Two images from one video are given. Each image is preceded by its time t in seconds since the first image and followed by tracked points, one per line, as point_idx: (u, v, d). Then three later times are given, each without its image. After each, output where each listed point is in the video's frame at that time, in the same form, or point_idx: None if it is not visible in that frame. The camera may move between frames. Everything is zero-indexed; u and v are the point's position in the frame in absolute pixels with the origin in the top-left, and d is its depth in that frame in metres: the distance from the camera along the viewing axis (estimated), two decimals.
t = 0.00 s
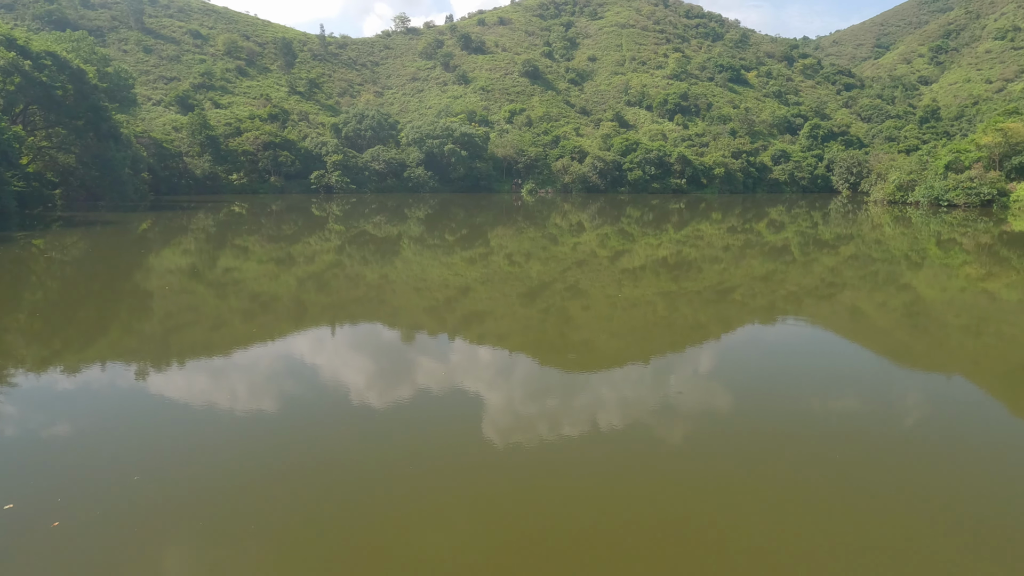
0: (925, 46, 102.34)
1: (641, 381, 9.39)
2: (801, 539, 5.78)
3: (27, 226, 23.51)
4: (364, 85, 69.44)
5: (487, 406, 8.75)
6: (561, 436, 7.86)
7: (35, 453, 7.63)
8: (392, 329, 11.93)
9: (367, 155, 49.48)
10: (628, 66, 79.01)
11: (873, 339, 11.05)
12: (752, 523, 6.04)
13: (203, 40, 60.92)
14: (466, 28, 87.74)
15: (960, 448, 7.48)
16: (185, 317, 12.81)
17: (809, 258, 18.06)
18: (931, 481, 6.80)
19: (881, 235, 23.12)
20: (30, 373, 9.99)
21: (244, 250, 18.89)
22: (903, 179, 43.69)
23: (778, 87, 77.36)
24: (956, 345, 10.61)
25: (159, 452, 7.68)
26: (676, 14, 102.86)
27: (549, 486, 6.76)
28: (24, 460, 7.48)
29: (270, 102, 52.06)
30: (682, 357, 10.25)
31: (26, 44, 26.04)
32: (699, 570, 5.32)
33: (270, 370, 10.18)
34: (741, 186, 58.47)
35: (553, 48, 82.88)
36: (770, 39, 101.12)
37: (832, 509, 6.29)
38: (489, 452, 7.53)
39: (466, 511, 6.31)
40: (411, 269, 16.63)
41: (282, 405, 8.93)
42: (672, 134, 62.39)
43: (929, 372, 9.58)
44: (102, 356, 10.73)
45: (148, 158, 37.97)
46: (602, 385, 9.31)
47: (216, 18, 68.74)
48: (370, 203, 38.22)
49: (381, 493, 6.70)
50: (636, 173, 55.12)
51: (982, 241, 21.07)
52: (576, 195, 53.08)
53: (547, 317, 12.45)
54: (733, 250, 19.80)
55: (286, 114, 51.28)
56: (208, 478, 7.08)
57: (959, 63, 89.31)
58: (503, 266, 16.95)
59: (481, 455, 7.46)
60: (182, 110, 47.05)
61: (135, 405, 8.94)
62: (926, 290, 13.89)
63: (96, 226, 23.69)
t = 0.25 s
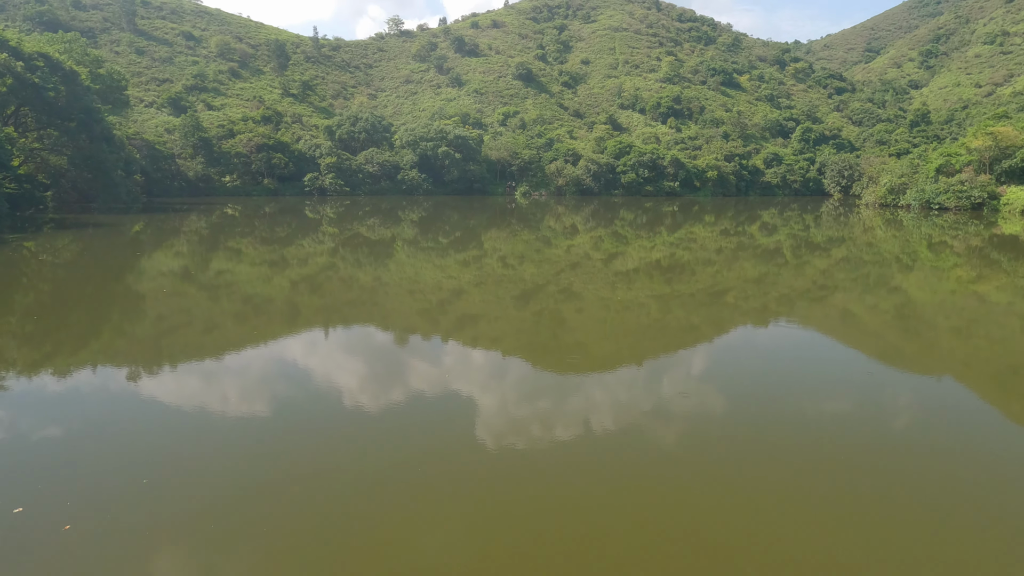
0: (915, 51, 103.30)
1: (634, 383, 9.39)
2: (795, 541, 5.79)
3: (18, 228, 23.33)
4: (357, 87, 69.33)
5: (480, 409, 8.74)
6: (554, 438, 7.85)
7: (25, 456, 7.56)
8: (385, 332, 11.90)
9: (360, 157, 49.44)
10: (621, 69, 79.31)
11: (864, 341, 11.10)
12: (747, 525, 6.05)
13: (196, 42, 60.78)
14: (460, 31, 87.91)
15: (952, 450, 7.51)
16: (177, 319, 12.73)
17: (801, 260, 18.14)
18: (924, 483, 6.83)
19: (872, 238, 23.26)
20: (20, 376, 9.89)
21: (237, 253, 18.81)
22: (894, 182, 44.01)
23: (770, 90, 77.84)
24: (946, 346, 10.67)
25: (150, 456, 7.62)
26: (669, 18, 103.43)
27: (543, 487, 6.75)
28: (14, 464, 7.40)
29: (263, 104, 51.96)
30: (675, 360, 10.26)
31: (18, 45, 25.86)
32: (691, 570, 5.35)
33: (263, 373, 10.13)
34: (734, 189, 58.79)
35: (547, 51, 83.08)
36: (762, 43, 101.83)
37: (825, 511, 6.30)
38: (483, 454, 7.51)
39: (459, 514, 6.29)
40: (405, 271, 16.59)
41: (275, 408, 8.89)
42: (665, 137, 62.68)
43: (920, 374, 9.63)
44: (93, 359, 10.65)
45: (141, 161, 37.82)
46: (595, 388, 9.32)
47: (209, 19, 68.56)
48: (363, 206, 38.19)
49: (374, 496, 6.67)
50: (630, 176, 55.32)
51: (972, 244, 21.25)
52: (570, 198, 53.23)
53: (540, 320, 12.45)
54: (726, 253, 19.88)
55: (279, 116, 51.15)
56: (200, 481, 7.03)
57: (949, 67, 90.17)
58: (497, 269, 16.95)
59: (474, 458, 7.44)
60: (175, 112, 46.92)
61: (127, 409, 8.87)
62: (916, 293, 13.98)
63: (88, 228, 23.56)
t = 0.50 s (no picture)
0: (909, 55, 103.82)
1: (629, 386, 9.39)
2: (789, 542, 5.82)
3: (13, 229, 23.27)
4: (353, 90, 69.31)
5: (475, 412, 8.72)
6: (550, 442, 7.84)
7: (18, 459, 7.52)
8: (381, 335, 11.87)
9: (356, 160, 49.42)
10: (617, 72, 79.57)
11: (858, 344, 11.12)
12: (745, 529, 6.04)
13: (192, 44, 60.75)
14: (456, 34, 88.00)
15: (945, 453, 7.53)
16: (172, 322, 12.69)
17: (796, 263, 18.20)
18: (920, 487, 6.83)
19: (866, 241, 23.34)
20: (14, 379, 9.83)
21: (233, 255, 18.77)
22: (888, 186, 44.20)
23: (765, 94, 78.21)
24: (940, 349, 10.70)
25: (145, 457, 7.60)
26: (664, 22, 103.83)
27: (538, 489, 6.76)
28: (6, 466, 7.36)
29: (259, 106, 51.91)
30: (670, 363, 10.28)
31: (14, 46, 25.70)
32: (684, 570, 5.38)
33: (257, 375, 10.08)
34: (729, 193, 59.05)
35: (543, 54, 83.29)
36: (756, 47, 102.39)
37: (823, 512, 6.33)
38: (478, 457, 7.49)
39: (454, 516, 6.29)
40: (400, 274, 16.58)
41: (269, 411, 8.86)
42: (660, 140, 62.84)
43: (914, 377, 9.66)
44: (87, 362, 10.59)
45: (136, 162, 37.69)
46: (591, 390, 9.31)
47: (205, 21, 68.54)
48: (359, 208, 38.18)
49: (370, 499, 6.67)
50: (625, 179, 55.45)
51: (966, 247, 21.33)
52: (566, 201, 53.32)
53: (536, 322, 12.45)
54: (721, 256, 19.94)
55: (275, 118, 51.11)
56: (195, 484, 7.01)
57: (942, 72, 90.80)
58: (493, 271, 16.96)
59: (470, 461, 7.42)
60: (170, 114, 46.83)
61: (121, 411, 8.83)
62: (910, 296, 14.04)
63: (83, 230, 23.50)
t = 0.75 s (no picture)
0: (903, 60, 104.47)
1: (625, 389, 9.38)
2: (784, 544, 5.84)
3: (6, 231, 23.16)
4: (348, 92, 69.29)
5: (470, 415, 8.70)
6: (545, 444, 7.83)
7: (10, 462, 7.47)
8: (376, 337, 11.84)
9: (353, 162, 49.42)
10: (613, 76, 79.82)
11: (852, 347, 11.16)
12: (740, 531, 6.05)
13: (187, 46, 60.70)
14: (452, 37, 88.12)
15: (939, 456, 7.56)
16: (166, 324, 12.63)
17: (791, 267, 18.25)
18: (915, 489, 6.85)
19: (861, 245, 23.44)
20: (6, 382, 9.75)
21: (228, 257, 18.71)
22: (883, 190, 44.39)
23: (760, 98, 78.58)
24: (934, 352, 10.75)
25: (138, 460, 7.56)
26: (659, 26, 104.24)
27: (533, 492, 6.75)
28: None
29: (255, 108, 51.90)
30: (665, 365, 10.28)
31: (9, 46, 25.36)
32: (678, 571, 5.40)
33: (252, 378, 10.04)
34: (724, 196, 59.26)
35: (539, 58, 83.49)
36: (751, 51, 102.92)
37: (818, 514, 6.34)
38: (473, 460, 7.49)
39: (448, 519, 6.28)
40: (396, 276, 16.55)
41: (264, 413, 8.83)
42: (656, 144, 63.06)
43: (908, 380, 9.68)
44: (81, 364, 10.52)
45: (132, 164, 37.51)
46: (585, 393, 9.31)
47: (200, 23, 68.50)
48: (355, 211, 38.13)
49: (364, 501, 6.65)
50: (621, 182, 55.58)
51: (960, 251, 21.43)
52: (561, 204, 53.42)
53: (531, 325, 12.44)
54: (716, 259, 19.98)
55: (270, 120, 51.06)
56: (189, 486, 6.98)
57: (935, 77, 91.46)
58: (488, 274, 16.94)
59: (465, 463, 7.42)
60: (165, 115, 46.71)
61: (114, 414, 8.78)
62: (904, 299, 14.09)
63: (78, 231, 23.40)
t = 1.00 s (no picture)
0: (894, 67, 105.33)
1: (618, 393, 9.36)
2: (775, 547, 5.86)
3: None
4: (343, 96, 69.22)
5: (463, 419, 8.67)
6: (538, 449, 7.81)
7: None
8: (369, 341, 11.81)
9: (347, 165, 49.36)
10: (607, 80, 80.09)
11: (844, 351, 11.20)
12: (731, 533, 6.07)
13: (181, 48, 60.51)
14: (447, 41, 88.28)
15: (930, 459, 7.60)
16: (159, 327, 12.55)
17: (784, 271, 18.31)
18: (905, 492, 6.88)
19: (854, 250, 23.54)
20: None
21: (221, 260, 18.62)
22: (876, 195, 44.63)
23: (753, 103, 79.00)
24: (926, 357, 10.78)
25: (129, 464, 7.50)
26: (654, 31, 104.77)
27: (525, 495, 6.73)
28: None
29: (250, 111, 51.82)
30: (658, 369, 10.29)
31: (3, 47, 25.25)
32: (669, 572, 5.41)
33: (244, 382, 9.98)
34: (718, 201, 59.54)
35: (533, 62, 83.70)
36: (745, 56, 103.59)
37: (809, 517, 6.37)
38: (465, 463, 7.48)
39: (440, 521, 6.25)
40: (390, 280, 16.52)
41: (256, 417, 8.77)
42: (650, 148, 63.30)
43: (899, 384, 9.69)
44: (72, 367, 10.42)
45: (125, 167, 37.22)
46: (578, 397, 9.30)
47: (194, 25, 68.34)
48: (349, 214, 38.08)
49: (356, 504, 6.62)
50: (616, 186, 55.74)
51: (951, 256, 21.57)
52: (556, 208, 53.52)
53: (526, 329, 12.42)
54: (710, 263, 20.03)
55: (265, 123, 50.95)
56: (180, 489, 6.94)
57: (926, 83, 92.24)
58: (483, 278, 16.92)
59: (457, 467, 7.40)
60: (159, 118, 46.51)
61: (104, 418, 8.69)
62: (895, 304, 14.16)
63: (70, 234, 23.24)
